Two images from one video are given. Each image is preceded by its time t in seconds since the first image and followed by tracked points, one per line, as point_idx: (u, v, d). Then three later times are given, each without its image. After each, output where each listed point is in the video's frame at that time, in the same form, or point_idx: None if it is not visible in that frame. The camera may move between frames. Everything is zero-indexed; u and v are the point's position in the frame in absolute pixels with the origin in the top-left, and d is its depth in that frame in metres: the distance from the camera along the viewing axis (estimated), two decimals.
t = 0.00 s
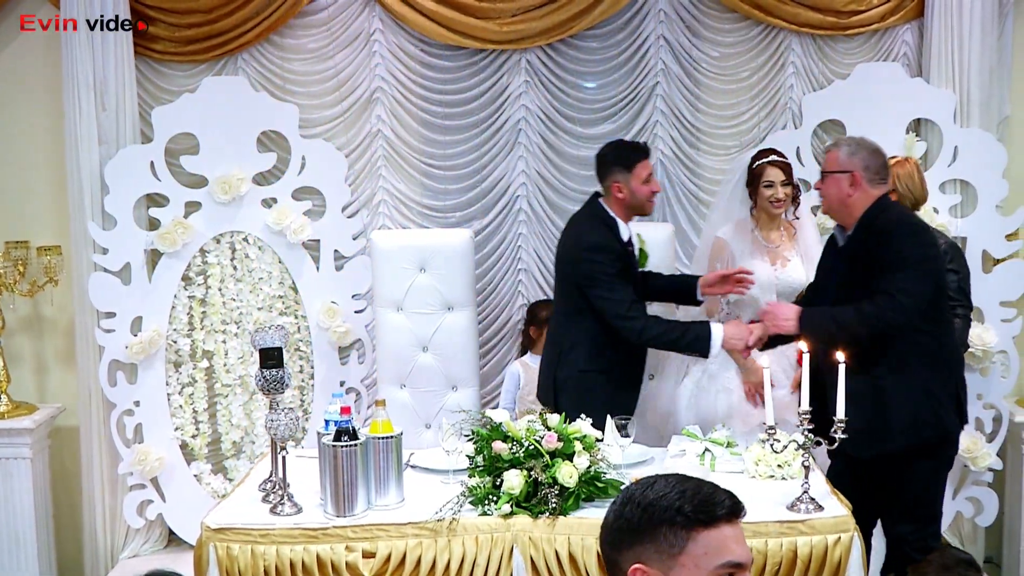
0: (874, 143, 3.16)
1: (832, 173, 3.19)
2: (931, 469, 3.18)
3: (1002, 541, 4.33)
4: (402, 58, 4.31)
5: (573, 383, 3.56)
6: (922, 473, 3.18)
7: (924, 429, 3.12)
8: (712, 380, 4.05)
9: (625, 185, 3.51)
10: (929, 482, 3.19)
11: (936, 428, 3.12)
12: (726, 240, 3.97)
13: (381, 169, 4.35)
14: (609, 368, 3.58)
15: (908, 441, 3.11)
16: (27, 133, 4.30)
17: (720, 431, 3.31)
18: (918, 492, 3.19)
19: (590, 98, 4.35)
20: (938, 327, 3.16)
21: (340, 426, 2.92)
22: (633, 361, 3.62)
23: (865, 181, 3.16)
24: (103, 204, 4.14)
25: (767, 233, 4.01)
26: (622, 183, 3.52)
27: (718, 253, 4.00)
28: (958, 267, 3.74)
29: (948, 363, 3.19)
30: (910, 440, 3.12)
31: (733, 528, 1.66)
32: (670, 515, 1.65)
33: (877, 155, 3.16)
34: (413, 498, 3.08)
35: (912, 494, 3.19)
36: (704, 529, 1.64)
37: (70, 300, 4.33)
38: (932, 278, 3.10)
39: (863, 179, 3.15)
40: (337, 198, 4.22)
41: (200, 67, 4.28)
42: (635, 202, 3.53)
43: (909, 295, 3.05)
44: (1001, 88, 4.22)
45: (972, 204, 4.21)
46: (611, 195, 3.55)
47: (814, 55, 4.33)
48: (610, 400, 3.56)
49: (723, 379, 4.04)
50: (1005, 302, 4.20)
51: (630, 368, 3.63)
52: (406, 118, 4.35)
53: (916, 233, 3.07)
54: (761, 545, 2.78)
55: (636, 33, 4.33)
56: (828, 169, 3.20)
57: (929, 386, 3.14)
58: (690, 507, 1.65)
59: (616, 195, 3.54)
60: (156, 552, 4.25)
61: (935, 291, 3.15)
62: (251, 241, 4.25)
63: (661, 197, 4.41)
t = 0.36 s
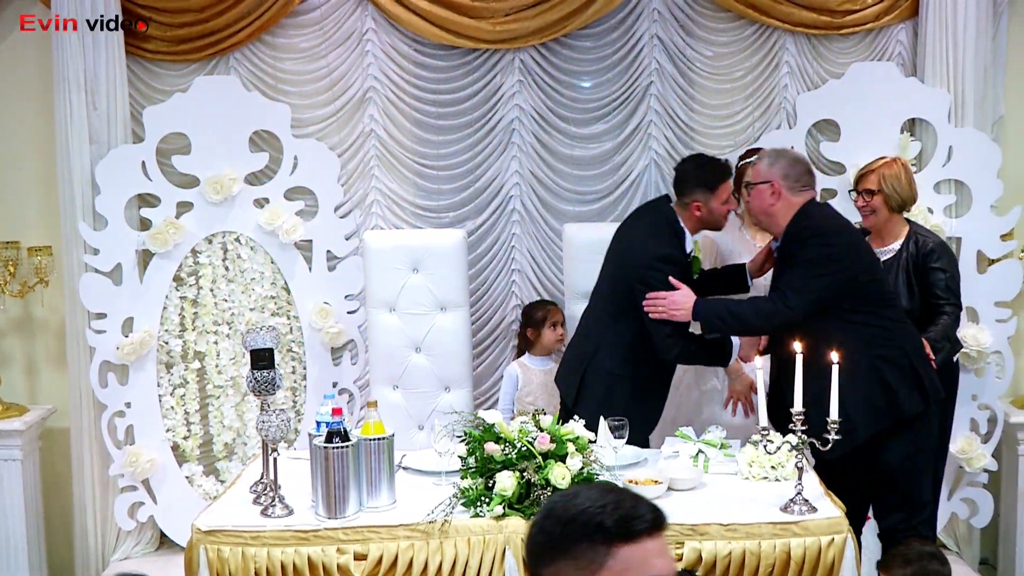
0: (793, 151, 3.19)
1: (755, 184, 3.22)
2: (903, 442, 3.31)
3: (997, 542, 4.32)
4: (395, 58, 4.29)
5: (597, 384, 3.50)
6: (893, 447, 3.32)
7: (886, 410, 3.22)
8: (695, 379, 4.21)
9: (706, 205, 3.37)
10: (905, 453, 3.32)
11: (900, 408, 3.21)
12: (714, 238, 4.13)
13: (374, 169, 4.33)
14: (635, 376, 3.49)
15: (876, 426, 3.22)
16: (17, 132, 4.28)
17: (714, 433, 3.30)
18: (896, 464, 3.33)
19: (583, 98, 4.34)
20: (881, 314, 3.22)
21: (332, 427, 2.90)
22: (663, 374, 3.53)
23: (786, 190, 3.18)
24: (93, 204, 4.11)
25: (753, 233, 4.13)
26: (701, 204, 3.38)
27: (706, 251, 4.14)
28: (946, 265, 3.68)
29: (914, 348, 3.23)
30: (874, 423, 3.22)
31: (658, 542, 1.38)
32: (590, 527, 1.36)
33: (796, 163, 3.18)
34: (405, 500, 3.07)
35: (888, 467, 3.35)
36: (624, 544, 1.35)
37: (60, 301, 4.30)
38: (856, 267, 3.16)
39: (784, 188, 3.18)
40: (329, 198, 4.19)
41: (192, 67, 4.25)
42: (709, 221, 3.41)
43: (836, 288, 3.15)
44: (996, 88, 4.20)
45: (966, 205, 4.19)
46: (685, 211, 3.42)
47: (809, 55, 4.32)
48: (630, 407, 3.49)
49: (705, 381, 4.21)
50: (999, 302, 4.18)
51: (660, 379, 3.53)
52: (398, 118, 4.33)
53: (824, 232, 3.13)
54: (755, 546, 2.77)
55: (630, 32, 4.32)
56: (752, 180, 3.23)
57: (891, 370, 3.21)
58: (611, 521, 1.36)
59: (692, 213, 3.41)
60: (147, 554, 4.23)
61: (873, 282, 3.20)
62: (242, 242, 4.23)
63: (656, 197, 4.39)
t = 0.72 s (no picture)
0: (773, 150, 3.18)
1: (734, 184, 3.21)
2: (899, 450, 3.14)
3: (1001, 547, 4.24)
4: (386, 53, 4.21)
5: (608, 387, 3.38)
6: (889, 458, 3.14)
7: (877, 416, 3.13)
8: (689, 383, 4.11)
9: (722, 212, 3.16)
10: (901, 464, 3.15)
11: (892, 413, 3.12)
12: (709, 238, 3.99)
13: (365, 168, 4.24)
14: (646, 380, 3.37)
15: (870, 432, 3.14)
16: None
17: (711, 436, 3.21)
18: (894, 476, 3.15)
19: (578, 94, 4.26)
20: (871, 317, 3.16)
21: (320, 431, 2.82)
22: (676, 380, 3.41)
23: (765, 191, 3.17)
24: (77, 203, 4.02)
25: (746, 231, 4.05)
26: (718, 212, 3.17)
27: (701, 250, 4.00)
28: (942, 264, 3.60)
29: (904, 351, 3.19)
30: (863, 427, 3.14)
31: None
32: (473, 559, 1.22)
33: (775, 163, 3.18)
34: (395, 506, 2.96)
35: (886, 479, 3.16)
36: None
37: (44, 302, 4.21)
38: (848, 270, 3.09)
39: (763, 189, 3.17)
40: (319, 197, 4.11)
41: (179, 63, 4.17)
42: (728, 226, 3.21)
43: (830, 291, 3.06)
44: (999, 85, 4.12)
45: (969, 203, 4.10)
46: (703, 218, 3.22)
47: (808, 50, 4.24)
48: (640, 412, 3.37)
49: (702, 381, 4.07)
50: (1003, 303, 4.10)
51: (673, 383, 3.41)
52: (390, 115, 4.24)
53: (815, 234, 3.06)
54: (751, 552, 2.69)
55: (626, 27, 4.23)
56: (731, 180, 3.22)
57: (880, 375, 3.14)
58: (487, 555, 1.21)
59: (710, 219, 3.21)
60: (132, 560, 4.14)
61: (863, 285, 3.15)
62: (230, 241, 4.14)
63: (652, 195, 4.31)
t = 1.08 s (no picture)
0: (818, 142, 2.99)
1: (784, 177, 2.98)
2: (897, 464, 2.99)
3: (1012, 554, 4.12)
4: (377, 47, 4.09)
5: (610, 392, 3.25)
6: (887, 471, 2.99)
7: (876, 424, 2.99)
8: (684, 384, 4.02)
9: (715, 176, 3.23)
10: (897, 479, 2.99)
11: (891, 423, 2.97)
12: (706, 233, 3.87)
13: (355, 164, 4.12)
14: (652, 383, 3.23)
15: (876, 441, 3.00)
16: None
17: (711, 440, 3.11)
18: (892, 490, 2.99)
19: (575, 89, 4.14)
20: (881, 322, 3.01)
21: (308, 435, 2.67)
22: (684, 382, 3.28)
23: (816, 185, 2.99)
24: (58, 200, 3.90)
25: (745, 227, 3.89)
26: (710, 174, 3.23)
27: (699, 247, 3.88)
28: (952, 262, 3.48)
29: (909, 359, 3.04)
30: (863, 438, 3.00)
31: None
32: None
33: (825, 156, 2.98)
34: (386, 513, 2.81)
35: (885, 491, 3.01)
36: None
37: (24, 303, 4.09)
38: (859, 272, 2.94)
39: (815, 184, 2.98)
40: (308, 195, 3.99)
41: (162, 56, 4.05)
42: (714, 196, 3.27)
43: (837, 294, 2.92)
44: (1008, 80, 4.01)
45: (977, 201, 4.02)
46: (691, 187, 3.24)
47: (811, 44, 4.12)
48: (643, 416, 3.23)
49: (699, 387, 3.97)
50: (1012, 304, 3.98)
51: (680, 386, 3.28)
52: (380, 110, 4.13)
53: (836, 236, 2.91)
54: (751, 561, 2.57)
55: (623, 20, 4.12)
56: (780, 172, 2.98)
57: (886, 382, 3.00)
58: None
59: (700, 187, 3.24)
60: (115, 569, 4.02)
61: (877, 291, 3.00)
62: (216, 240, 4.02)
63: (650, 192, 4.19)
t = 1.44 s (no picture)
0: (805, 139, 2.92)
1: (776, 175, 2.88)
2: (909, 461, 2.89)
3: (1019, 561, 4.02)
4: (367, 41, 3.98)
5: (609, 394, 3.12)
6: (898, 471, 2.88)
7: (887, 421, 2.89)
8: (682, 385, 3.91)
9: (733, 174, 3.14)
10: (911, 476, 2.89)
11: (906, 416, 2.88)
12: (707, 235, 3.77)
13: (344, 161, 4.01)
14: (654, 384, 3.10)
15: (885, 445, 2.89)
16: None
17: (710, 445, 2.99)
18: (905, 488, 2.89)
19: (571, 83, 4.02)
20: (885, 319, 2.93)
21: (295, 441, 2.54)
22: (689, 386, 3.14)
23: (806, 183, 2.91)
24: (38, 199, 3.78)
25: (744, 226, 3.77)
26: (727, 173, 3.14)
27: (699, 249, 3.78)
28: (963, 262, 3.38)
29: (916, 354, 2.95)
30: (871, 436, 2.90)
31: None
32: None
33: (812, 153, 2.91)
34: (375, 520, 2.69)
35: (892, 493, 2.90)
36: None
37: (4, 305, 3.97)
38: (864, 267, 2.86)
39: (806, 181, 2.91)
40: (296, 193, 3.88)
41: (145, 50, 3.93)
42: (734, 195, 3.16)
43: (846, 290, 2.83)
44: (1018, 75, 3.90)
45: (984, 199, 3.89)
46: (711, 188, 3.14)
47: (814, 37, 4.01)
48: (645, 420, 3.08)
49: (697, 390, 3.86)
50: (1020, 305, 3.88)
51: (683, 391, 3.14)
52: (370, 106, 4.01)
53: (835, 227, 2.84)
54: (750, 570, 2.45)
55: (620, 13, 4.00)
56: (772, 170, 2.88)
57: (899, 375, 2.90)
58: None
59: (719, 186, 3.14)
60: None
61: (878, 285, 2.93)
62: (202, 240, 3.90)
63: (648, 190, 4.08)
